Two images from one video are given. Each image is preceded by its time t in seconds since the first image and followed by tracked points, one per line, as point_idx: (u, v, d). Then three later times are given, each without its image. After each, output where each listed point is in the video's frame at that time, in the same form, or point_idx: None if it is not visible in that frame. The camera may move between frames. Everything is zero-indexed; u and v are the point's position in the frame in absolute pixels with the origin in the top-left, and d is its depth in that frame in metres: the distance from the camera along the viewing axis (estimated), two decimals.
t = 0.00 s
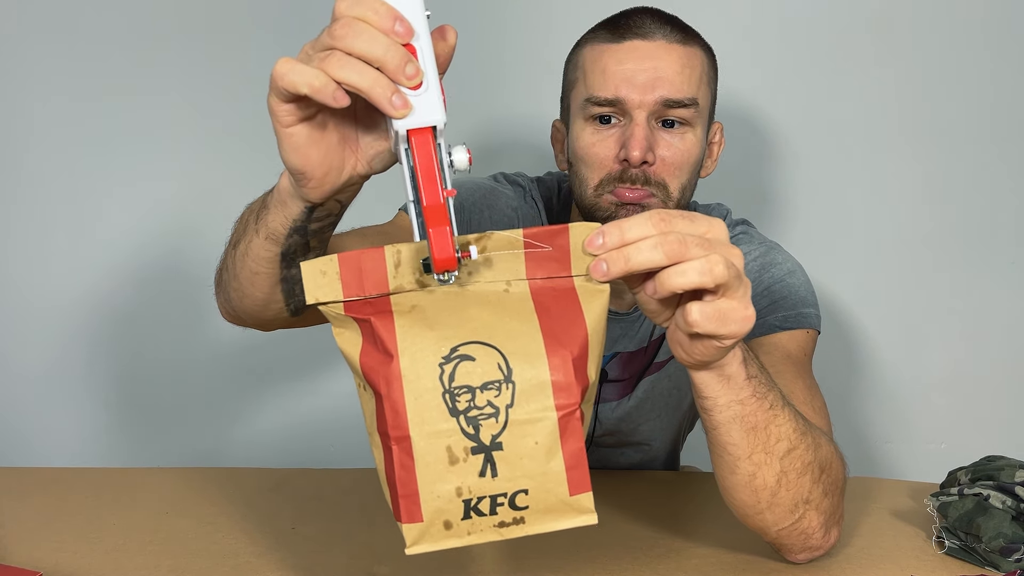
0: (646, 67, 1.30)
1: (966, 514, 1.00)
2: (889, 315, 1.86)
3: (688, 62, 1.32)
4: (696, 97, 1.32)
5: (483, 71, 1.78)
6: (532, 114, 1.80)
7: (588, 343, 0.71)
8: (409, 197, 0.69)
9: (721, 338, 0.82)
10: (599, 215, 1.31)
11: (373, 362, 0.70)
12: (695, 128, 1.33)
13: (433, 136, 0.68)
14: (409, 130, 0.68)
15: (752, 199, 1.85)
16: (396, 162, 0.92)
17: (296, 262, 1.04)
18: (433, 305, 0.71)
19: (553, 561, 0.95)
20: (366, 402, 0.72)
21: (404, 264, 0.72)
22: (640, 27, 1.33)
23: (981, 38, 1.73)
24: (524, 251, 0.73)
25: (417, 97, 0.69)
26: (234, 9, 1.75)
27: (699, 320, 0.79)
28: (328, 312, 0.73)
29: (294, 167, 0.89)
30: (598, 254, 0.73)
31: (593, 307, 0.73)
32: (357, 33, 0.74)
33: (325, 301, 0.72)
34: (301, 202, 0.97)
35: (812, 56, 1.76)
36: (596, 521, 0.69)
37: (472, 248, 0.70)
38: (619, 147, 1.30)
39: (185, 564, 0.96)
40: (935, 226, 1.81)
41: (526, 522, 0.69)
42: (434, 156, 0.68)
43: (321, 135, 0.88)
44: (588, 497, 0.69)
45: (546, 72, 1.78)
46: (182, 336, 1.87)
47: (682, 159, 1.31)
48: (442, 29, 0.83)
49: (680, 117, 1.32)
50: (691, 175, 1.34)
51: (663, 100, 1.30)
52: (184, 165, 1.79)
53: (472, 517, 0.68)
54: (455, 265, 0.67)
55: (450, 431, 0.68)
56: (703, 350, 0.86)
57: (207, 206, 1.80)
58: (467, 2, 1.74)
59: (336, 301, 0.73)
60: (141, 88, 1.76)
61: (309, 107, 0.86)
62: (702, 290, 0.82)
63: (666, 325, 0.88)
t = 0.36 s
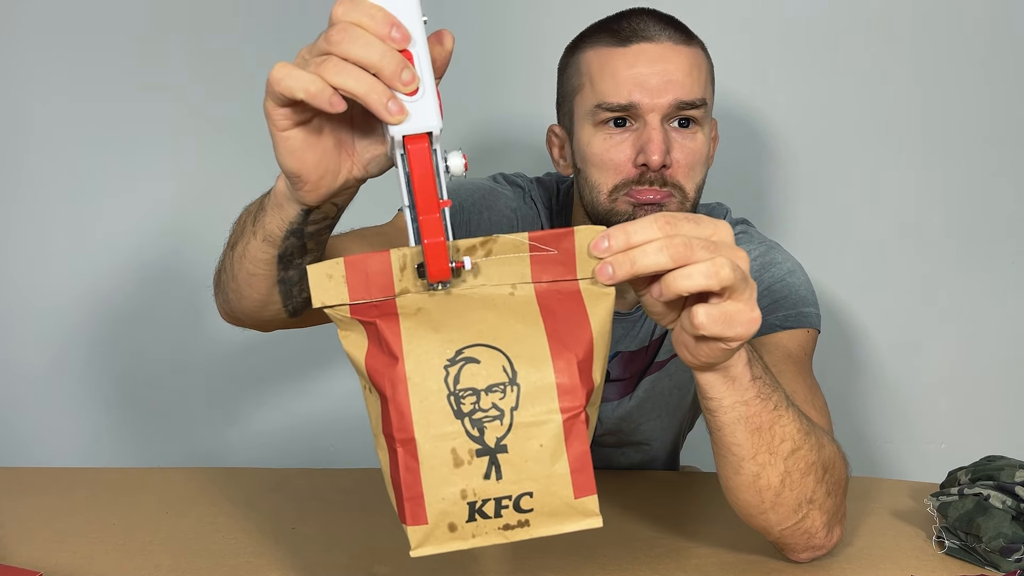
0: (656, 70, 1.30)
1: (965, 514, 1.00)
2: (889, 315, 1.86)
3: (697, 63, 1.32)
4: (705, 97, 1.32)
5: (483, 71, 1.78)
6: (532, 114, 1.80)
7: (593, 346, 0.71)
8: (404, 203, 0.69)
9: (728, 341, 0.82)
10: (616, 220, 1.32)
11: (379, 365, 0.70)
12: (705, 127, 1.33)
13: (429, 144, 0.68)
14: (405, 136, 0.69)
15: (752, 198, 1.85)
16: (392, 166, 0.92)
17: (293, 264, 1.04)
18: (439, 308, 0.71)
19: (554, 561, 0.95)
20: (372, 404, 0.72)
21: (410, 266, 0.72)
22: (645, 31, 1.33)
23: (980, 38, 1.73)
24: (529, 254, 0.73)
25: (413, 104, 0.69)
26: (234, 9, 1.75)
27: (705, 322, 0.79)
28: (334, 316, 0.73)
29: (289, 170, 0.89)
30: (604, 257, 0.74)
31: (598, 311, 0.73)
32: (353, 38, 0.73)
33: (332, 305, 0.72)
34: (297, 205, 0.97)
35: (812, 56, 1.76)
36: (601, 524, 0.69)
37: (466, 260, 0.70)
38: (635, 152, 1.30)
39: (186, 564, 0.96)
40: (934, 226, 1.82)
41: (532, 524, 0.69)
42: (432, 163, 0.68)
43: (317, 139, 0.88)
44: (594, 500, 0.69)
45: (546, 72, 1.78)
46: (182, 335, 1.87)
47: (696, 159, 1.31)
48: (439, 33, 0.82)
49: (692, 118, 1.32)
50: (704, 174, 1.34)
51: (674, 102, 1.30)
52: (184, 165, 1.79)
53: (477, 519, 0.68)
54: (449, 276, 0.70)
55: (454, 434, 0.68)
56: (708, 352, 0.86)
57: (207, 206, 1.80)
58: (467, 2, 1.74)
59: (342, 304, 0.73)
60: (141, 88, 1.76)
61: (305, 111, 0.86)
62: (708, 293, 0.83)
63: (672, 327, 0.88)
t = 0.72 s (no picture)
0: (658, 69, 1.30)
1: (965, 513, 1.00)
2: (889, 314, 1.86)
3: (699, 62, 1.33)
4: (706, 95, 1.32)
5: (482, 71, 1.78)
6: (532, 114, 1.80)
7: (590, 346, 0.71)
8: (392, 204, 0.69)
9: (726, 343, 0.82)
10: (621, 220, 1.31)
11: (376, 362, 0.70)
12: (707, 125, 1.33)
13: (417, 145, 0.68)
14: (392, 137, 0.68)
15: (752, 198, 1.85)
16: (382, 166, 0.92)
17: (286, 263, 1.04)
18: (437, 307, 0.71)
19: (553, 561, 0.95)
20: (369, 402, 0.72)
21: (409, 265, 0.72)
22: (646, 31, 1.33)
23: (980, 38, 1.73)
24: (528, 255, 0.73)
25: (401, 104, 0.69)
26: (234, 9, 1.75)
27: (705, 325, 0.79)
28: (332, 313, 0.73)
29: (278, 169, 0.89)
30: (603, 258, 0.74)
31: (597, 311, 0.72)
32: (342, 39, 0.73)
33: (330, 302, 0.73)
34: (287, 204, 0.97)
35: (812, 56, 1.76)
36: (595, 525, 0.69)
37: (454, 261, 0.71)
38: (639, 151, 1.30)
39: (186, 564, 0.96)
40: (934, 226, 1.82)
41: (525, 524, 0.69)
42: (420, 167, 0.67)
43: (306, 139, 0.88)
44: (588, 501, 0.69)
45: (546, 72, 1.78)
46: (182, 336, 1.87)
47: (700, 157, 1.31)
48: (428, 33, 0.82)
49: (694, 116, 1.31)
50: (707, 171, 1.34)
51: (678, 101, 1.29)
52: (184, 165, 1.79)
53: (471, 518, 0.68)
54: (436, 276, 0.70)
55: (450, 432, 0.68)
56: (707, 355, 0.86)
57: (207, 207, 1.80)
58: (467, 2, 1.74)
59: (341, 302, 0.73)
60: (141, 88, 1.76)
61: (293, 111, 0.86)
62: (707, 296, 0.83)
63: (671, 330, 0.88)
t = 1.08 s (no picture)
0: (657, 67, 1.30)
1: (966, 514, 0.99)
2: (890, 314, 1.86)
3: (698, 59, 1.33)
4: (705, 93, 1.32)
5: (481, 71, 1.78)
6: (531, 114, 1.80)
7: (588, 346, 0.71)
8: (382, 199, 0.68)
9: (727, 343, 0.82)
10: (620, 217, 1.31)
11: (373, 355, 0.70)
12: (706, 123, 1.33)
13: (406, 139, 0.68)
14: (382, 132, 0.68)
15: (753, 199, 1.84)
16: (373, 161, 0.92)
17: (280, 260, 1.04)
18: (436, 300, 0.71)
19: (552, 560, 0.95)
20: (366, 395, 0.72)
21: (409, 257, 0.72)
22: (645, 29, 1.33)
23: (980, 38, 1.73)
24: (528, 252, 0.72)
25: (390, 99, 0.69)
26: (233, 9, 1.75)
27: (706, 325, 0.79)
28: (332, 305, 0.73)
29: (269, 165, 0.89)
30: (603, 258, 0.73)
31: (595, 310, 0.72)
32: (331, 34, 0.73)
33: (330, 293, 0.72)
34: (279, 199, 0.97)
35: (813, 57, 1.76)
36: (587, 524, 0.68)
37: (442, 256, 0.70)
38: (638, 148, 1.30)
39: (185, 564, 0.96)
40: (934, 226, 1.81)
41: (518, 521, 0.69)
42: (408, 159, 0.67)
43: (296, 135, 0.88)
44: (581, 500, 0.68)
45: (547, 72, 1.78)
46: (183, 336, 1.87)
47: (699, 155, 1.31)
48: (420, 28, 0.82)
49: (693, 114, 1.31)
50: (706, 169, 1.34)
51: (676, 98, 1.29)
52: (184, 165, 1.79)
53: (463, 513, 0.68)
54: (424, 272, 0.70)
55: (444, 427, 0.68)
56: (708, 354, 0.86)
57: (207, 206, 1.80)
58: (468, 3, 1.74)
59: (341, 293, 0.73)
60: (141, 88, 1.76)
61: (284, 106, 0.85)
62: (707, 295, 0.82)
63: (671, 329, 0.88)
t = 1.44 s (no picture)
0: (655, 66, 1.30)
1: (965, 513, 0.99)
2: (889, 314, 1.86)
3: (696, 57, 1.33)
4: (703, 92, 1.32)
5: (481, 71, 1.78)
6: (530, 114, 1.80)
7: (594, 345, 0.71)
8: (376, 200, 0.69)
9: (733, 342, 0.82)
10: (618, 217, 1.31)
11: (379, 356, 0.70)
12: (704, 123, 1.33)
13: (401, 141, 0.68)
14: (377, 133, 0.68)
15: (753, 198, 1.84)
16: (369, 162, 0.92)
17: (277, 260, 1.04)
18: (440, 299, 0.71)
19: (553, 561, 0.95)
20: (371, 395, 0.72)
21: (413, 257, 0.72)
22: (643, 28, 1.33)
23: (980, 38, 1.73)
24: (534, 252, 0.73)
25: (385, 101, 0.69)
26: (233, 9, 1.75)
27: (711, 324, 0.80)
28: (337, 305, 0.73)
29: (265, 165, 0.89)
30: (609, 257, 0.73)
31: (602, 310, 0.72)
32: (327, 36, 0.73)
33: (335, 294, 0.73)
34: (275, 200, 0.97)
35: (813, 56, 1.76)
36: (594, 524, 0.69)
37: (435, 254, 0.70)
38: (636, 148, 1.30)
39: (186, 564, 0.96)
40: (934, 226, 1.82)
41: (525, 521, 0.69)
42: (401, 160, 0.67)
43: (292, 135, 0.88)
44: (588, 500, 0.69)
45: (547, 72, 1.78)
46: (182, 336, 1.87)
47: (697, 154, 1.30)
48: (416, 31, 0.81)
49: (691, 113, 1.31)
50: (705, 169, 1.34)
51: (674, 98, 1.29)
52: (183, 165, 1.79)
53: (470, 513, 0.68)
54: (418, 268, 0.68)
55: (450, 427, 0.68)
56: (714, 354, 0.87)
57: (206, 206, 1.80)
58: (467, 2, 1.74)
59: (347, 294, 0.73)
60: (140, 88, 1.76)
61: (278, 106, 0.85)
62: (713, 295, 0.82)
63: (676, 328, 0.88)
